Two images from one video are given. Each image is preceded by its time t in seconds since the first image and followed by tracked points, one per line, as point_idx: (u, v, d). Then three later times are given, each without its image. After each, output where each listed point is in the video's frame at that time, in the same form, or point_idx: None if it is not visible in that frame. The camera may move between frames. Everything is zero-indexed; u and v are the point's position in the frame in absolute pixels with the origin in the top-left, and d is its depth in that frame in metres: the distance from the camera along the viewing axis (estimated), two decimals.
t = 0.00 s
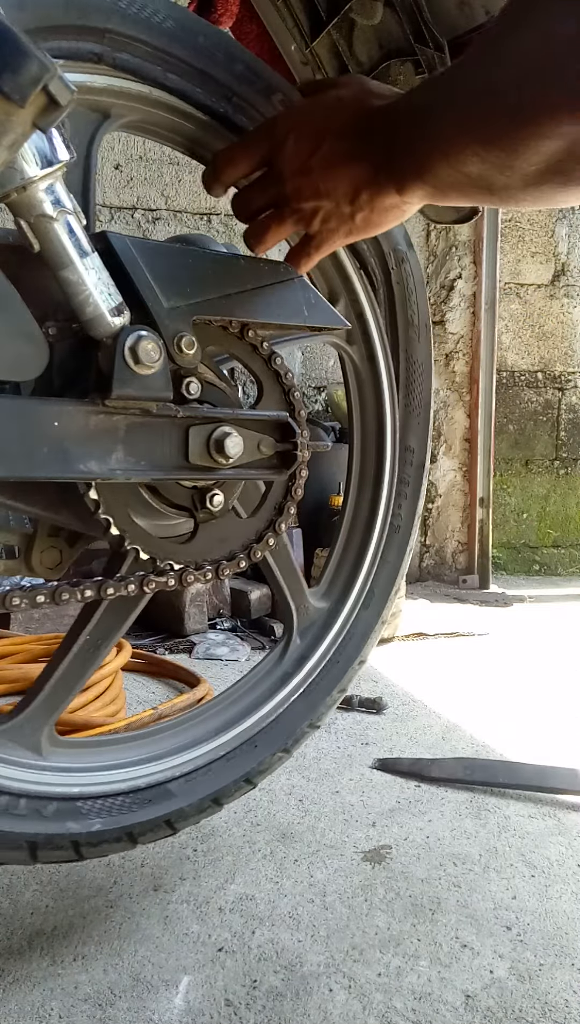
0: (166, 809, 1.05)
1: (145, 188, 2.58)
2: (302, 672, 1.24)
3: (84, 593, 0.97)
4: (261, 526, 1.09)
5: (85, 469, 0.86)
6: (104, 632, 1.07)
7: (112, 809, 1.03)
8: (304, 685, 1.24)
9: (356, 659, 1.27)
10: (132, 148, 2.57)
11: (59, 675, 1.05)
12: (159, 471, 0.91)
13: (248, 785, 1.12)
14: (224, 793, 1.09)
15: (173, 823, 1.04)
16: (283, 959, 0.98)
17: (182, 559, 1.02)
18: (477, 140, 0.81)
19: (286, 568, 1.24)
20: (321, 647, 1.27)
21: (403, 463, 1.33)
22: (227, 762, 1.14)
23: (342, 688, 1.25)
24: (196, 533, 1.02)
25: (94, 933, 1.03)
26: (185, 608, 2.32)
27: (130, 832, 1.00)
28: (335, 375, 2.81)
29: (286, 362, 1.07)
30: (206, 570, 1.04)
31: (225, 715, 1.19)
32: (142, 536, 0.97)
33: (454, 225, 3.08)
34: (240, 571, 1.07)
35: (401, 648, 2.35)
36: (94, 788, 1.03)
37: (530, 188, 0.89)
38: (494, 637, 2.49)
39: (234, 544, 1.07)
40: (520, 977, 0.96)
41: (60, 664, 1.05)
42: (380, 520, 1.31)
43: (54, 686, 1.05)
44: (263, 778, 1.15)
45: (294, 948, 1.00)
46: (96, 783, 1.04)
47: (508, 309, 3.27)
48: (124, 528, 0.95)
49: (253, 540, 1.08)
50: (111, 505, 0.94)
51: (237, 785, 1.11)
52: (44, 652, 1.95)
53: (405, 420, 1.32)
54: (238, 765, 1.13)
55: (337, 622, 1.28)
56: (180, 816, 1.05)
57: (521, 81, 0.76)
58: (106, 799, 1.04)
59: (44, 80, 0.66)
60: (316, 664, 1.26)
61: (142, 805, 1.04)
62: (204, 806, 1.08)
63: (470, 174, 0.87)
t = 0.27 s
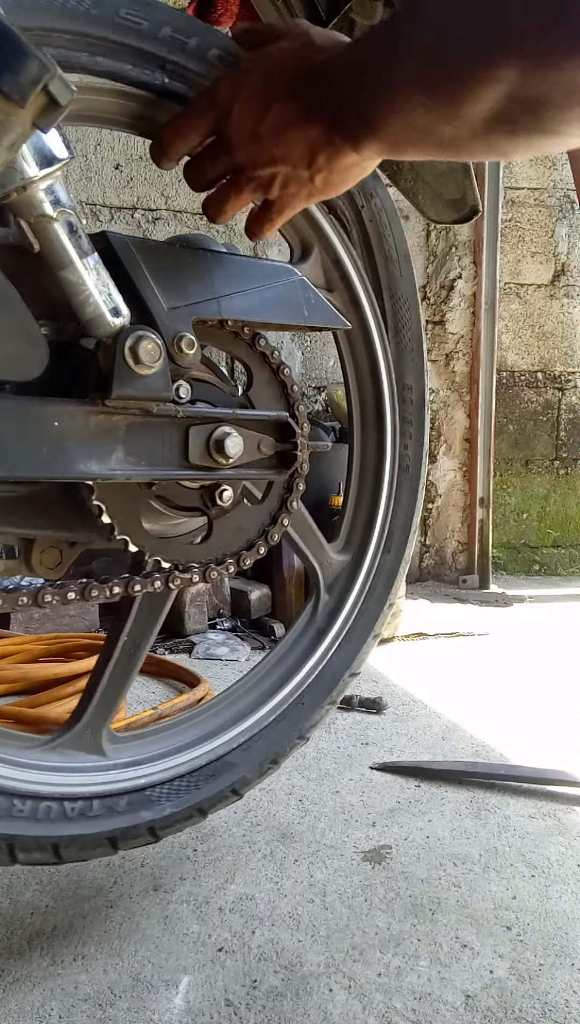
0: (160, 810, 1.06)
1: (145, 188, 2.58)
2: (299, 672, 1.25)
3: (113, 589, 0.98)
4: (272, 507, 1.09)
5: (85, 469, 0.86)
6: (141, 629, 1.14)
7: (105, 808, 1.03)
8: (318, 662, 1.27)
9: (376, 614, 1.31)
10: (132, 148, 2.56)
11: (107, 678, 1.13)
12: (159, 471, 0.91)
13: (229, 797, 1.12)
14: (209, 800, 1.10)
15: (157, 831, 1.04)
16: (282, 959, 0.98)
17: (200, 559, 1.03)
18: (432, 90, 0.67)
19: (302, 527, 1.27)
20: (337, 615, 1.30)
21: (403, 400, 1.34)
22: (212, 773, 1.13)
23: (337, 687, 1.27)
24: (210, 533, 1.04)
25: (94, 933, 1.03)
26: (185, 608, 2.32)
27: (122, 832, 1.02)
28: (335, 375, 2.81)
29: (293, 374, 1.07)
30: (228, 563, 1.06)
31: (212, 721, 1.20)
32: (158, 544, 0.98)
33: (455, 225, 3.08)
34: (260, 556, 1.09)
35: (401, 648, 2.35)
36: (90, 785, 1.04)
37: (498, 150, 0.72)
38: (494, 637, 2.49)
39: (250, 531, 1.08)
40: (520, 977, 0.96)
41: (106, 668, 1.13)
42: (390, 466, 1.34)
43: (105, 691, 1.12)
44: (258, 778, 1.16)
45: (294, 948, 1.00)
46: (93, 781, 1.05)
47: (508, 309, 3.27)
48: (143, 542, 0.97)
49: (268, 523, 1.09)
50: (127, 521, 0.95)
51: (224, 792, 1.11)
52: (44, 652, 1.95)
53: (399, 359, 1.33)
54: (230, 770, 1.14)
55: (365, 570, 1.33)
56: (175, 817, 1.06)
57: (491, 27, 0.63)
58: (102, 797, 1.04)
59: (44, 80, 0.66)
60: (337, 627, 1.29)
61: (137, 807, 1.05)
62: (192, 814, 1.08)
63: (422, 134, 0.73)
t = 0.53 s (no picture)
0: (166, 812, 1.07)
1: (145, 188, 2.58)
2: (309, 657, 1.27)
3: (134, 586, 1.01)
4: (279, 493, 1.09)
5: (85, 469, 0.86)
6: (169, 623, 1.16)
7: (112, 810, 1.04)
8: (342, 633, 1.29)
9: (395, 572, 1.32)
10: (132, 148, 2.56)
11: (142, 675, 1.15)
12: (159, 471, 0.91)
13: (243, 789, 1.14)
14: (255, 771, 1.16)
15: (121, 841, 1.02)
16: (282, 959, 0.98)
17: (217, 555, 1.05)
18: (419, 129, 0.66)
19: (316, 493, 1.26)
20: (352, 586, 1.31)
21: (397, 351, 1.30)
22: (238, 763, 1.16)
23: (362, 651, 1.30)
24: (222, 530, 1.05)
25: (94, 933, 1.03)
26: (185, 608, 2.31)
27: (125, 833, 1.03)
28: (335, 375, 2.81)
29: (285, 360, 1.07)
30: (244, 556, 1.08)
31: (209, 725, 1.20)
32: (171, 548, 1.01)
33: (455, 225, 3.08)
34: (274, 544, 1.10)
35: (401, 648, 2.35)
36: (95, 786, 1.04)
37: (543, 172, 0.47)
38: (494, 637, 2.49)
39: (260, 521, 1.08)
40: (520, 977, 0.96)
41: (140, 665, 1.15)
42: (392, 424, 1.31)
43: (141, 690, 1.15)
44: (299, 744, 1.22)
45: (294, 948, 1.00)
46: (97, 781, 1.05)
47: (508, 309, 3.27)
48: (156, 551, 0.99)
49: (278, 508, 1.10)
50: (140, 534, 0.96)
51: (270, 761, 1.17)
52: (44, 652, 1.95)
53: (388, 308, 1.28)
54: (228, 772, 1.14)
55: (376, 532, 1.32)
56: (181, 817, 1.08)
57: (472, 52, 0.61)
58: (109, 797, 1.05)
59: (44, 80, 0.66)
60: (358, 593, 1.31)
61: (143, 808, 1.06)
62: (239, 789, 1.14)
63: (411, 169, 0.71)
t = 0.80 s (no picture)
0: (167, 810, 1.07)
1: (145, 188, 2.58)
2: (316, 643, 1.27)
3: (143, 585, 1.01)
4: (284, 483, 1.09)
5: (85, 469, 0.86)
6: (184, 616, 1.17)
7: (116, 809, 1.04)
8: (356, 610, 1.30)
9: (404, 541, 1.32)
10: (132, 147, 2.56)
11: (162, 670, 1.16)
12: (159, 471, 0.91)
13: (271, 771, 1.16)
14: (281, 753, 1.18)
15: (155, 832, 1.05)
16: (282, 959, 0.98)
17: (225, 551, 1.07)
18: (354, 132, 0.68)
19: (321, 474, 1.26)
20: (360, 565, 1.31)
21: (390, 324, 1.29)
22: (244, 757, 1.16)
23: (377, 623, 1.30)
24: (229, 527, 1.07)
25: (94, 933, 1.03)
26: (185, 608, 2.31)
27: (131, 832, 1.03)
28: (335, 375, 2.82)
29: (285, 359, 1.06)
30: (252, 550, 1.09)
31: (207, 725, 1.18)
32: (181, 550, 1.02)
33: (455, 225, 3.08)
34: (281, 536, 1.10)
35: (401, 648, 2.35)
36: (97, 786, 1.04)
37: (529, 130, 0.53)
38: (494, 637, 2.49)
39: (266, 513, 1.08)
40: (520, 977, 0.96)
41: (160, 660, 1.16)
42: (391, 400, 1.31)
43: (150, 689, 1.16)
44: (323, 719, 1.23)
45: (294, 948, 1.00)
46: (99, 781, 1.05)
47: (508, 309, 3.27)
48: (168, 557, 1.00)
49: (282, 499, 1.09)
50: (151, 543, 0.98)
51: (293, 742, 1.19)
52: (44, 651, 1.95)
53: (378, 282, 1.26)
54: (231, 770, 1.13)
55: (385, 507, 1.32)
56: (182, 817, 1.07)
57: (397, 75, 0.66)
58: (112, 796, 1.05)
59: (44, 80, 0.66)
60: (368, 567, 1.31)
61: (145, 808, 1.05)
62: (267, 770, 1.16)
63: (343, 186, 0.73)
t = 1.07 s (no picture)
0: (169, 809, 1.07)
1: (145, 188, 2.58)
2: (316, 640, 1.27)
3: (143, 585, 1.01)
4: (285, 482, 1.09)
5: (85, 469, 0.86)
6: (184, 616, 1.17)
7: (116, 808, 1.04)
8: (356, 608, 1.30)
9: (405, 539, 1.32)
10: (132, 147, 2.56)
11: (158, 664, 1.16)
12: (159, 471, 0.91)
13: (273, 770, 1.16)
14: (282, 752, 1.18)
15: (155, 832, 1.05)
16: (282, 959, 0.98)
17: (225, 551, 1.07)
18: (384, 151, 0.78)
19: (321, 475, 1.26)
20: (360, 563, 1.30)
21: (390, 323, 1.29)
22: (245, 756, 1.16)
23: (378, 622, 1.30)
24: (229, 527, 1.07)
25: (94, 933, 1.03)
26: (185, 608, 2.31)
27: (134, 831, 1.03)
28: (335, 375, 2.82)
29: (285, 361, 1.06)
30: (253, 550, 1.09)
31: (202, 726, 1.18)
32: (181, 550, 1.02)
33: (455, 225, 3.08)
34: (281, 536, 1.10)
35: (400, 648, 2.34)
36: (97, 786, 1.04)
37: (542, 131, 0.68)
38: (494, 637, 2.49)
39: (266, 512, 1.08)
40: (520, 977, 0.96)
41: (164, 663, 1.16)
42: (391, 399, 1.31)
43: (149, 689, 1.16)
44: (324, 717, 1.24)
45: (294, 948, 1.00)
46: (99, 781, 1.05)
47: (508, 309, 3.27)
48: (168, 557, 1.00)
49: (283, 499, 1.09)
50: (152, 543, 0.98)
51: (293, 741, 1.19)
52: (44, 651, 1.95)
53: (377, 280, 1.26)
54: (232, 769, 1.13)
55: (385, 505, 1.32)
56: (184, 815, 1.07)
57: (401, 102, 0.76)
58: (113, 795, 1.05)
59: (44, 80, 0.66)
60: (369, 565, 1.31)
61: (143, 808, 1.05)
62: (268, 769, 1.16)
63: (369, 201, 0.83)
